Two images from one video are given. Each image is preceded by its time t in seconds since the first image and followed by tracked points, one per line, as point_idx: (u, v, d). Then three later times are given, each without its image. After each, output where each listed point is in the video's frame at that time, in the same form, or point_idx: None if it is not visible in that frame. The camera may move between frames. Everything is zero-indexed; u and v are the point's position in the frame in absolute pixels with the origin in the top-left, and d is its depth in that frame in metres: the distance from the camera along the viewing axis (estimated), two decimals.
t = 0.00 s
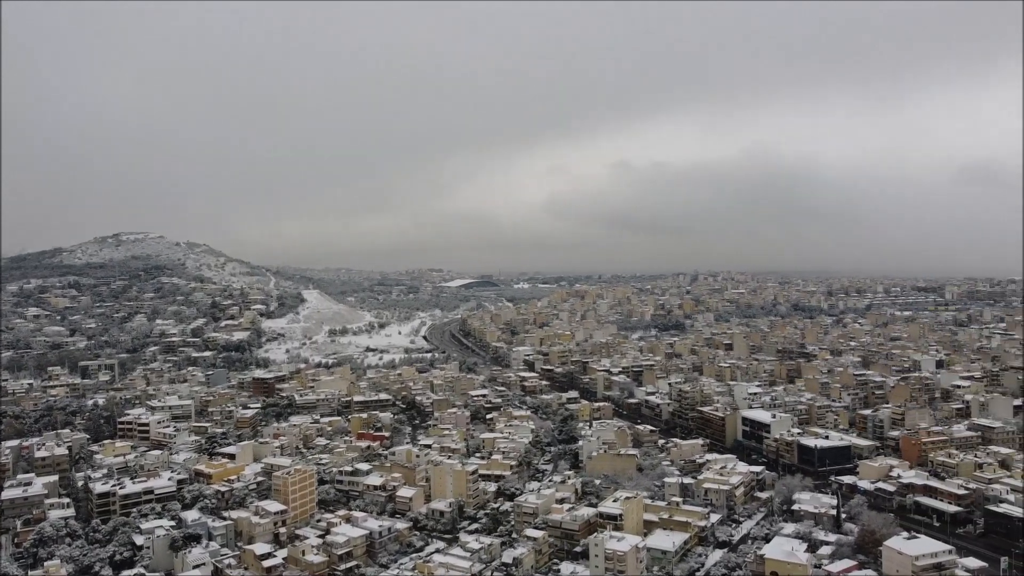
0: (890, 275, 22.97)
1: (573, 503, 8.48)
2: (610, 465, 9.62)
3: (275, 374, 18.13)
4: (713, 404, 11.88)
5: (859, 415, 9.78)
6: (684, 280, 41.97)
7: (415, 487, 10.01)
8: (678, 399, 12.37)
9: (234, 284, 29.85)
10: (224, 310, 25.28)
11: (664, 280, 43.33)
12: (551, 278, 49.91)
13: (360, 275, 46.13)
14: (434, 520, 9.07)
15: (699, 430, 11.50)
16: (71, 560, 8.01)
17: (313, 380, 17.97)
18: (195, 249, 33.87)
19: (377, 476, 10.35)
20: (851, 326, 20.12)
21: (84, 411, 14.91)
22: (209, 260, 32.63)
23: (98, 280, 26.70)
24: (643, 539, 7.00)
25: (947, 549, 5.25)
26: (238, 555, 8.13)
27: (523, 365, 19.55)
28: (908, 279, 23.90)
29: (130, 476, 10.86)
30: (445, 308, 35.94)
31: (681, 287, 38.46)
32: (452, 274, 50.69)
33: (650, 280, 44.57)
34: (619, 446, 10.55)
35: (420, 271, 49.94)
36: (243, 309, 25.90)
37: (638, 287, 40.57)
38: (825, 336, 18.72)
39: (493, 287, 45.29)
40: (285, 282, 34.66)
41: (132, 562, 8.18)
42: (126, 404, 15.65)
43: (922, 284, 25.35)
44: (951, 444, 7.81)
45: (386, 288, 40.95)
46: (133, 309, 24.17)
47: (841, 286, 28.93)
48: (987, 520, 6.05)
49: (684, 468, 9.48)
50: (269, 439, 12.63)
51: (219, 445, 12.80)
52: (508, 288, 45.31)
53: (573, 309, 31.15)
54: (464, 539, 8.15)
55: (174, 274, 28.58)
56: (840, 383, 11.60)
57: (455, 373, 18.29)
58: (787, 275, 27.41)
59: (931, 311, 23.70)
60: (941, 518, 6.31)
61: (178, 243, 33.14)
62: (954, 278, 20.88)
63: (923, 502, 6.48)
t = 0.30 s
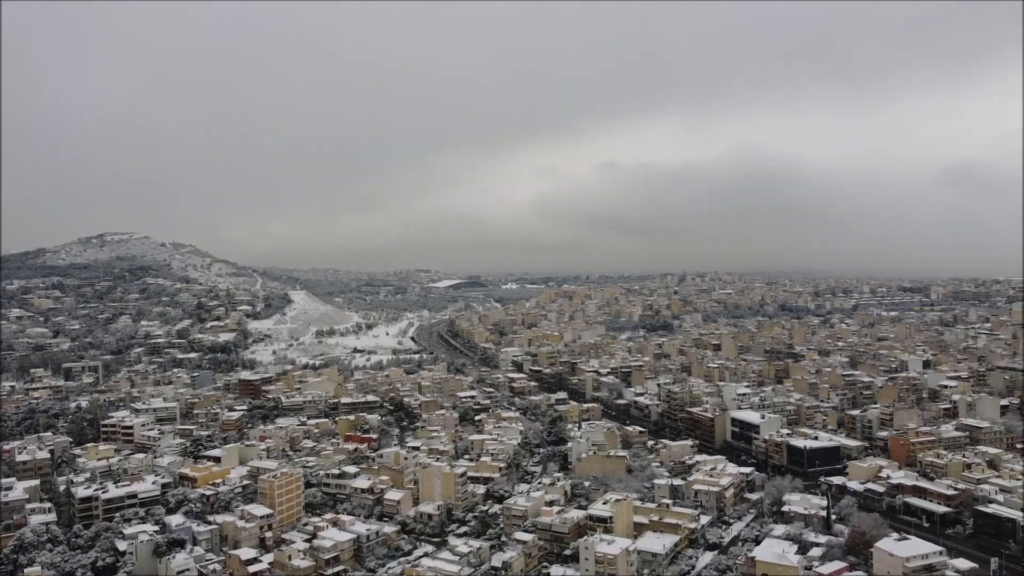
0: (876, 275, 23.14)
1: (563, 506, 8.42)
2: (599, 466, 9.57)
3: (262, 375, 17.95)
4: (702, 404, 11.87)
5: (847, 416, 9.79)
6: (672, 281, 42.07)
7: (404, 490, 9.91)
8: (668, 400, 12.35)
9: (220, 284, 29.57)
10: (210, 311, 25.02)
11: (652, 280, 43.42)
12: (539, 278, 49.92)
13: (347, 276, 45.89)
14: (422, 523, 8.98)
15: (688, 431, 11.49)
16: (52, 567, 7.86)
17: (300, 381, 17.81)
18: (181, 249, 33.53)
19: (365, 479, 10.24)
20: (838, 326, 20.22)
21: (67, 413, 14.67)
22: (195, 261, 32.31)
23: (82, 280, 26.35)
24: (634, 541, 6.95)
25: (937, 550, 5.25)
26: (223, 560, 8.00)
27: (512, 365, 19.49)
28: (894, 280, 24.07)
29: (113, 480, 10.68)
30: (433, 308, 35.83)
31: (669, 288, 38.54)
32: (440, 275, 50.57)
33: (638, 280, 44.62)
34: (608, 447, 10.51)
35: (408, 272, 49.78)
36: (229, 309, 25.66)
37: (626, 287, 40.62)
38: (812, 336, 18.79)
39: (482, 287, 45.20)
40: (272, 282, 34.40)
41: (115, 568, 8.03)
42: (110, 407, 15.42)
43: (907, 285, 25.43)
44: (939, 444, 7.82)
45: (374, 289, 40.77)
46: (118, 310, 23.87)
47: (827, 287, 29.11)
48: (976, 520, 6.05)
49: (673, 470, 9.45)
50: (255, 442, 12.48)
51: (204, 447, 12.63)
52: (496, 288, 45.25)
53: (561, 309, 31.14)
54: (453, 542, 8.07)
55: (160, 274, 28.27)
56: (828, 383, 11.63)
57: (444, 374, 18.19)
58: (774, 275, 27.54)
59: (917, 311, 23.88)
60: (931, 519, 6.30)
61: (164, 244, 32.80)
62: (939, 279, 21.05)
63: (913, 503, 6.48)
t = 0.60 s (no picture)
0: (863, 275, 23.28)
1: (553, 508, 8.35)
2: (589, 468, 9.52)
3: (249, 377, 17.76)
4: (692, 405, 11.85)
5: (836, 416, 9.81)
6: (661, 281, 42.18)
7: (392, 493, 9.81)
8: (657, 401, 12.32)
9: (206, 285, 29.28)
10: (196, 312, 24.76)
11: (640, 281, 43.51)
12: (527, 279, 49.90)
13: (335, 276, 45.65)
14: (411, 526, 8.88)
15: (677, 432, 11.46)
16: (33, 573, 7.71)
17: (287, 383, 17.65)
18: (167, 250, 33.17)
19: (353, 482, 10.13)
20: (826, 326, 20.32)
21: (50, 416, 14.43)
22: (181, 261, 31.99)
23: (67, 281, 25.99)
24: (624, 544, 6.89)
25: (928, 551, 5.23)
26: (208, 565, 7.88)
27: (500, 366, 19.42)
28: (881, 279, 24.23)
29: (96, 484, 10.50)
30: (421, 309, 35.69)
31: (657, 288, 38.60)
32: (428, 275, 50.42)
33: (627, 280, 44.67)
34: (598, 449, 10.46)
35: (396, 273, 49.58)
36: (216, 310, 25.39)
37: (614, 287, 40.69)
38: (800, 336, 18.86)
39: (470, 288, 45.11)
40: (259, 283, 34.13)
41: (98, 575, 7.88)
42: (94, 409, 15.19)
43: (894, 285, 25.82)
44: (928, 444, 7.84)
45: (362, 290, 40.58)
46: (102, 312, 23.56)
47: (815, 287, 29.28)
48: (966, 521, 6.04)
49: (663, 471, 9.42)
50: (241, 445, 12.32)
51: (190, 451, 12.46)
52: (485, 289, 45.17)
53: (550, 310, 31.10)
54: (442, 546, 7.98)
55: (146, 275, 27.95)
56: (817, 383, 11.65)
57: (432, 375, 18.08)
58: (762, 275, 27.64)
59: (903, 310, 24.06)
60: (921, 520, 6.29)
61: (150, 244, 32.45)
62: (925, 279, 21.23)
63: (903, 504, 6.47)
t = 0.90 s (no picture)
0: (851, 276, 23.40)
1: (543, 511, 8.29)
2: (579, 470, 9.47)
3: (235, 379, 17.57)
4: (681, 406, 11.83)
5: (825, 417, 9.81)
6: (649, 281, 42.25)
7: (380, 496, 9.71)
8: (647, 402, 12.29)
9: (192, 286, 28.98)
10: (182, 313, 24.48)
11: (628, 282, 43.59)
12: (516, 279, 49.86)
13: (322, 277, 45.37)
14: (399, 530, 8.79)
15: (667, 433, 11.44)
16: None
17: (275, 384, 17.47)
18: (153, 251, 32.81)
19: (341, 485, 10.02)
20: (814, 326, 20.41)
21: (33, 419, 14.19)
22: (167, 262, 31.64)
23: (50, 282, 25.64)
24: (615, 547, 6.83)
25: (919, 553, 5.23)
26: (193, 571, 7.75)
27: (489, 367, 19.35)
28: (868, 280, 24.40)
29: (79, 489, 10.32)
30: (409, 310, 35.54)
31: (646, 289, 38.66)
32: (417, 275, 50.23)
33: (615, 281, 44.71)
34: (588, 451, 10.41)
35: (385, 274, 49.38)
36: (202, 312, 25.13)
37: (603, 288, 40.73)
38: (789, 336, 18.93)
39: (459, 288, 44.99)
40: (246, 283, 33.83)
41: None
42: (78, 412, 14.96)
43: (881, 285, 26.01)
44: (917, 445, 7.85)
45: (350, 291, 40.36)
46: (87, 313, 23.24)
47: (802, 288, 29.45)
48: (956, 522, 6.03)
49: (653, 473, 9.38)
50: (227, 448, 12.16)
51: (175, 454, 12.29)
52: (473, 289, 45.07)
53: (539, 310, 31.05)
54: (431, 550, 7.90)
55: (131, 276, 27.62)
56: (806, 384, 11.67)
57: (421, 377, 17.97)
58: (750, 275, 27.73)
59: (890, 310, 24.23)
60: (911, 521, 6.28)
61: (135, 245, 32.08)
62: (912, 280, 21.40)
63: (893, 505, 6.46)
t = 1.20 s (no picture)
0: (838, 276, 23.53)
1: (533, 513, 8.22)
2: (569, 471, 9.42)
3: (221, 381, 17.37)
4: (671, 407, 11.82)
5: (815, 417, 9.82)
6: (638, 282, 42.32)
7: (368, 500, 9.60)
8: (636, 403, 12.26)
9: (178, 287, 28.67)
10: (168, 314, 24.21)
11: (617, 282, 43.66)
12: (505, 279, 49.81)
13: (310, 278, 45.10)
14: (388, 534, 8.69)
15: (657, 434, 11.41)
16: None
17: (262, 386, 17.30)
18: (138, 251, 32.43)
19: (328, 488, 9.90)
20: (801, 326, 20.52)
21: (15, 423, 13.95)
22: (153, 263, 31.31)
23: (34, 283, 25.28)
24: (606, 551, 6.77)
25: (911, 555, 5.21)
26: None
27: (478, 368, 19.27)
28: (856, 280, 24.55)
29: (61, 493, 10.14)
30: (398, 311, 35.37)
31: (634, 289, 38.71)
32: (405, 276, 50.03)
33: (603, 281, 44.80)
34: (577, 452, 10.35)
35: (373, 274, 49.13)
36: (188, 313, 24.86)
37: (592, 288, 40.76)
38: (777, 337, 18.99)
39: (447, 289, 44.86)
40: (233, 284, 33.54)
41: None
42: (61, 415, 14.73)
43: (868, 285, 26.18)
44: (907, 445, 7.85)
45: (338, 291, 40.13)
46: (71, 314, 22.93)
47: (790, 288, 29.61)
48: (946, 522, 6.02)
49: (643, 475, 9.34)
50: (213, 451, 12.00)
51: (160, 457, 12.11)
52: (462, 290, 44.95)
53: (528, 311, 31.00)
54: (420, 554, 7.81)
55: (116, 277, 27.29)
56: (795, 384, 11.68)
57: (409, 378, 17.85)
58: (738, 275, 27.83)
59: (877, 310, 24.40)
60: (901, 522, 6.27)
61: (120, 246, 31.71)
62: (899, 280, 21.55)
63: (882, 506, 6.45)
